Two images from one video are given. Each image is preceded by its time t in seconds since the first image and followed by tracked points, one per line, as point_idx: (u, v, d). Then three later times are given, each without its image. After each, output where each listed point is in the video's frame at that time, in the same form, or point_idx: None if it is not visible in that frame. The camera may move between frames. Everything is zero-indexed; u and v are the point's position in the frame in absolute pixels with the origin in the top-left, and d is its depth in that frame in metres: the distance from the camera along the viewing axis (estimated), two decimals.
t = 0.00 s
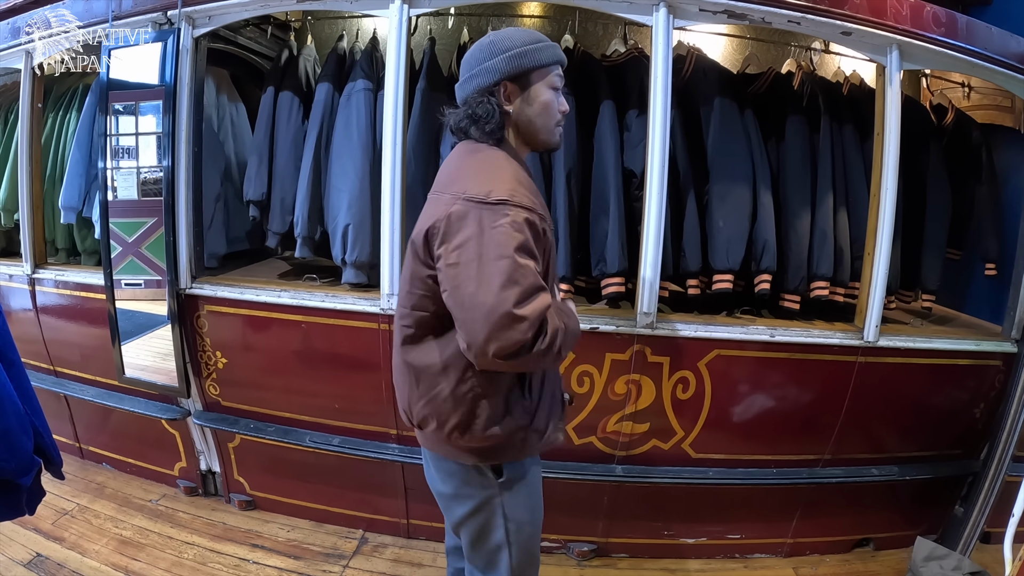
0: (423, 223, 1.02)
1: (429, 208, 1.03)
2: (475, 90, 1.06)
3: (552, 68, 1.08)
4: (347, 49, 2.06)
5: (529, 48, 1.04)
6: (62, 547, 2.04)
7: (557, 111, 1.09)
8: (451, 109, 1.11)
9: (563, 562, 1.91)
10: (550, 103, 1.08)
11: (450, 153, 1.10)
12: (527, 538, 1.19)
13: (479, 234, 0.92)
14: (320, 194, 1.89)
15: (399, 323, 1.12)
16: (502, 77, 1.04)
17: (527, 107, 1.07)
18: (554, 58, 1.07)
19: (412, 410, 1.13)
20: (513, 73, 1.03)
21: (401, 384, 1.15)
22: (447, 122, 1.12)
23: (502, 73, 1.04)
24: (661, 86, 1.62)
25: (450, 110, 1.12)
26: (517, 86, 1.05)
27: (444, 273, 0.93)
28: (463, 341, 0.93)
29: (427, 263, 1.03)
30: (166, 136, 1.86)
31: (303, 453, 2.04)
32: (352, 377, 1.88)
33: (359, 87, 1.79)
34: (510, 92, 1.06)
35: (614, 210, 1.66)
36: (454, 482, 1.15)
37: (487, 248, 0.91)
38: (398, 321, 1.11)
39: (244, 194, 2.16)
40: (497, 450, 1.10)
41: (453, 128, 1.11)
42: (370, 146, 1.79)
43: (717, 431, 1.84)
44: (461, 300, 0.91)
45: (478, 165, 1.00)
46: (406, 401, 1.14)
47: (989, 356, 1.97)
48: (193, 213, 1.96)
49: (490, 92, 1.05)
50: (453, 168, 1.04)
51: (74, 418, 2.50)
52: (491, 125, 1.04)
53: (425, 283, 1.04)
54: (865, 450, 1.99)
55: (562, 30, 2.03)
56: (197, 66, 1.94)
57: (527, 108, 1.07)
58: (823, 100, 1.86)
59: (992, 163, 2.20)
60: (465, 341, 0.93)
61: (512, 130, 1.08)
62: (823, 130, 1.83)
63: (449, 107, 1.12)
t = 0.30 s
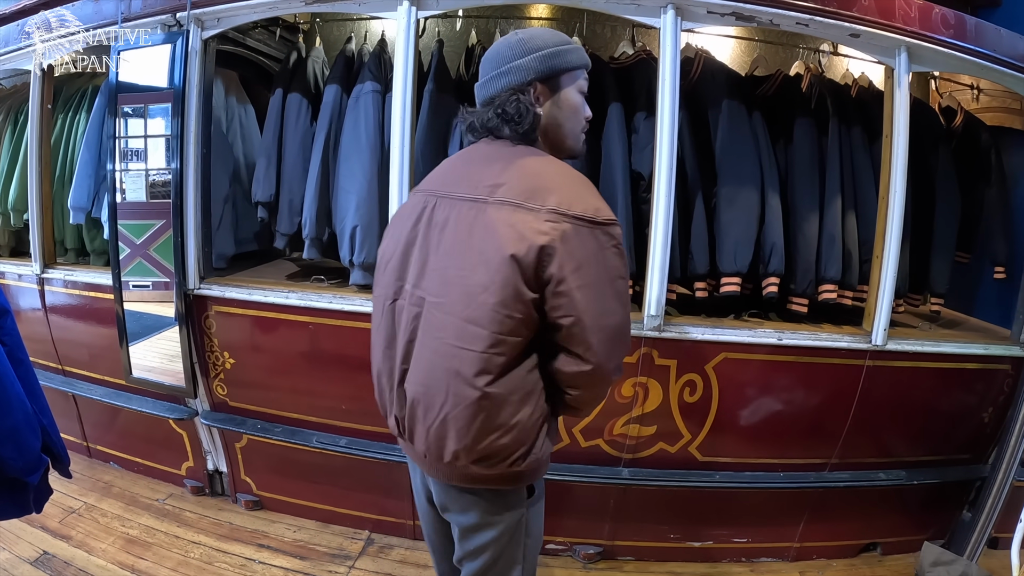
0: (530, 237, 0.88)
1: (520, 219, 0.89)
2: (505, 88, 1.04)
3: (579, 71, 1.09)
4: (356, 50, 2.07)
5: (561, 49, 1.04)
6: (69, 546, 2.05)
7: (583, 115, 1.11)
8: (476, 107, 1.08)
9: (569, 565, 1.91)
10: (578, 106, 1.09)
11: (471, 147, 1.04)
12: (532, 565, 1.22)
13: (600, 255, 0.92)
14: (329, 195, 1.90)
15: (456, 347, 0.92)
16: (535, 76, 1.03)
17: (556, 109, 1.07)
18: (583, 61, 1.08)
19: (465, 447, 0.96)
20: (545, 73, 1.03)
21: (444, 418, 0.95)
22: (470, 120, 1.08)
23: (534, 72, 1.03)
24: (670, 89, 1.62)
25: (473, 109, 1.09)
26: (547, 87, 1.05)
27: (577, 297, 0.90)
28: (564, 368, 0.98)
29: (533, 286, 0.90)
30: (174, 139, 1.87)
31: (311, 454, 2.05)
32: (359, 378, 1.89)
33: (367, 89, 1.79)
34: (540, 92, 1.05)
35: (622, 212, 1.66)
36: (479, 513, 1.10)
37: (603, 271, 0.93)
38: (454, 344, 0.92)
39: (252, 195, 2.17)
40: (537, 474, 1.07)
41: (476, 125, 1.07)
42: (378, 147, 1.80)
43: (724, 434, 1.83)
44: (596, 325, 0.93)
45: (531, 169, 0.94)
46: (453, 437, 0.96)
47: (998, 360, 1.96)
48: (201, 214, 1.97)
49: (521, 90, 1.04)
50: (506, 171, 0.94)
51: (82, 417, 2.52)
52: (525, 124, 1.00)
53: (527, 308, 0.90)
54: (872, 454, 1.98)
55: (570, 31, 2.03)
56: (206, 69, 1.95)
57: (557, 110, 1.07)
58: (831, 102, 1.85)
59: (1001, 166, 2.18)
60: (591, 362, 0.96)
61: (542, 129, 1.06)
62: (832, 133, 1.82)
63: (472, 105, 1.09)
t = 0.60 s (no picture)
0: (576, 246, 0.90)
1: (559, 228, 0.90)
2: (504, 84, 1.02)
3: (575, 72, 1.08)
4: (365, 51, 2.07)
5: (562, 49, 1.03)
6: (77, 543, 2.06)
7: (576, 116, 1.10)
8: (471, 103, 1.06)
9: (577, 566, 1.91)
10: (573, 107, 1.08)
11: (467, 143, 1.03)
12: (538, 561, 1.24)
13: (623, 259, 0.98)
14: (338, 196, 1.90)
15: (507, 359, 0.91)
16: (537, 75, 1.02)
17: (553, 109, 1.05)
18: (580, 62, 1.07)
19: (516, 457, 0.97)
20: (547, 72, 1.02)
21: (493, 432, 0.94)
22: (466, 115, 1.06)
23: (536, 71, 1.02)
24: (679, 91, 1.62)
25: (469, 104, 1.06)
26: (546, 86, 1.04)
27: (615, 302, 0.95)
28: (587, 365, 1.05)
29: (576, 291, 0.93)
30: (185, 140, 1.89)
31: (319, 454, 2.06)
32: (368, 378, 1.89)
33: (377, 90, 1.80)
34: (540, 91, 1.03)
35: (631, 213, 1.66)
36: (501, 530, 1.12)
37: (625, 273, 1.00)
38: (502, 357, 0.91)
39: (261, 195, 2.18)
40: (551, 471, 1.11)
41: (472, 121, 1.05)
42: (388, 147, 1.80)
43: (733, 436, 1.83)
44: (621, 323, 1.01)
45: (545, 173, 0.95)
46: (504, 450, 0.96)
47: (1009, 363, 1.94)
48: (211, 214, 1.98)
49: (521, 88, 1.01)
50: (523, 175, 0.93)
51: (91, 416, 2.53)
52: (526, 122, 1.01)
53: (572, 313, 0.92)
54: (881, 458, 1.97)
55: (580, 32, 2.04)
56: (215, 70, 1.96)
57: (555, 109, 1.06)
58: (841, 103, 1.85)
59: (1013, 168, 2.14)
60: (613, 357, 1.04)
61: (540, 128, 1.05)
62: (841, 134, 1.81)
63: (467, 99, 1.06)
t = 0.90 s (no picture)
0: (543, 241, 0.93)
1: (525, 224, 0.92)
2: (456, 85, 1.01)
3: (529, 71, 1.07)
4: (373, 52, 2.07)
5: (513, 48, 1.02)
6: (85, 542, 2.07)
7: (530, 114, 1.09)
8: (423, 103, 1.05)
9: (584, 568, 1.91)
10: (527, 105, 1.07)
11: (420, 143, 1.02)
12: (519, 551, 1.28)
13: (581, 247, 1.02)
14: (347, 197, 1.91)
15: (489, 354, 0.93)
16: (488, 76, 1.00)
17: (506, 108, 1.04)
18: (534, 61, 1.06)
19: (503, 444, 1.01)
20: (499, 72, 1.00)
21: (481, 423, 0.98)
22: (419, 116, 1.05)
23: (488, 72, 1.00)
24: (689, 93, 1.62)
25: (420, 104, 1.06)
26: (498, 86, 1.02)
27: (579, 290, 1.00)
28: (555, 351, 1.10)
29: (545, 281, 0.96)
30: (193, 139, 1.89)
31: (327, 454, 2.06)
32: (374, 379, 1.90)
33: (386, 91, 1.80)
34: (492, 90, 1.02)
35: (640, 215, 1.66)
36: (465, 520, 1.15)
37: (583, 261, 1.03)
38: (483, 353, 0.93)
39: (269, 195, 2.19)
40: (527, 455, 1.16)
41: (424, 121, 1.05)
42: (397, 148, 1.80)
43: (740, 438, 1.83)
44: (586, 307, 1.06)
45: (504, 168, 0.96)
46: (494, 439, 1.00)
47: (1017, 367, 1.94)
48: (219, 214, 1.99)
49: (472, 89, 1.01)
50: (483, 172, 0.95)
51: (98, 415, 2.54)
52: (478, 123, 1.01)
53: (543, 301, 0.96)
54: (888, 460, 1.97)
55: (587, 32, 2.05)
56: (225, 71, 1.96)
57: (507, 108, 1.05)
58: (849, 105, 1.85)
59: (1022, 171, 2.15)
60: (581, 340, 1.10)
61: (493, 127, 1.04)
62: (850, 136, 1.81)
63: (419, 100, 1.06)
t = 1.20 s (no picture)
0: (513, 233, 0.92)
1: (497, 216, 0.92)
2: (440, 82, 1.02)
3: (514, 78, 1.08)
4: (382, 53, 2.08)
5: (501, 53, 1.03)
6: (91, 541, 2.08)
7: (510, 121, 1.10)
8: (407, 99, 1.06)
9: (590, 569, 1.91)
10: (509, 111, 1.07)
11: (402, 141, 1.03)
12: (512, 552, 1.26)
13: (561, 242, 1.00)
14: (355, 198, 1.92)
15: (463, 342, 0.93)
16: (473, 77, 1.01)
17: (487, 109, 1.05)
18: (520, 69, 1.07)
19: (482, 437, 0.99)
20: (483, 74, 1.01)
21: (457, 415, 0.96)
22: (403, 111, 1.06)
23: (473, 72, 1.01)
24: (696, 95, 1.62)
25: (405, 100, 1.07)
26: (482, 88, 1.03)
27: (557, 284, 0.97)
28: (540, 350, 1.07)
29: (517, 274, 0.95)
30: (202, 139, 1.90)
31: (333, 455, 2.07)
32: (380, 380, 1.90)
33: (394, 93, 1.80)
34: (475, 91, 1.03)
35: (648, 217, 1.67)
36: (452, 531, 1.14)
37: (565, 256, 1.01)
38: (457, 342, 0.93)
39: (277, 196, 2.20)
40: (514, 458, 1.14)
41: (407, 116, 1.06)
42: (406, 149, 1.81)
43: (747, 440, 1.83)
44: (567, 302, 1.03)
45: (474, 162, 0.97)
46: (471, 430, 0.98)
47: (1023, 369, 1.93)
48: (228, 214, 2.00)
49: (455, 88, 1.01)
50: (456, 167, 0.95)
51: (105, 415, 2.55)
52: (457, 120, 1.01)
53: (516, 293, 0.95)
54: (894, 462, 1.97)
55: (594, 34, 2.06)
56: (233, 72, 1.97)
57: (488, 109, 1.05)
58: (857, 107, 1.85)
59: None
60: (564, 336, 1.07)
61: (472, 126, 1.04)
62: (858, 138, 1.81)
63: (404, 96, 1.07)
